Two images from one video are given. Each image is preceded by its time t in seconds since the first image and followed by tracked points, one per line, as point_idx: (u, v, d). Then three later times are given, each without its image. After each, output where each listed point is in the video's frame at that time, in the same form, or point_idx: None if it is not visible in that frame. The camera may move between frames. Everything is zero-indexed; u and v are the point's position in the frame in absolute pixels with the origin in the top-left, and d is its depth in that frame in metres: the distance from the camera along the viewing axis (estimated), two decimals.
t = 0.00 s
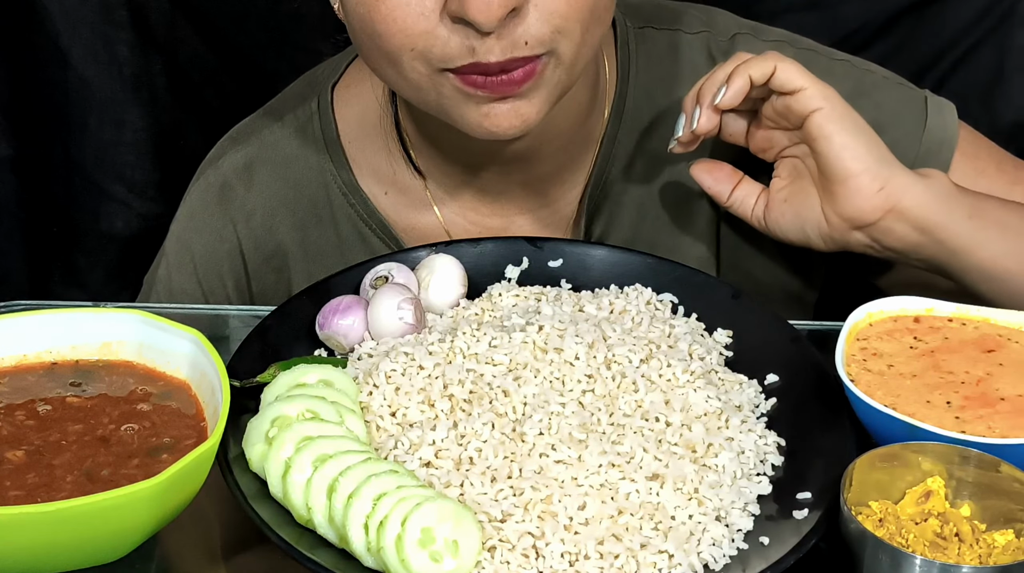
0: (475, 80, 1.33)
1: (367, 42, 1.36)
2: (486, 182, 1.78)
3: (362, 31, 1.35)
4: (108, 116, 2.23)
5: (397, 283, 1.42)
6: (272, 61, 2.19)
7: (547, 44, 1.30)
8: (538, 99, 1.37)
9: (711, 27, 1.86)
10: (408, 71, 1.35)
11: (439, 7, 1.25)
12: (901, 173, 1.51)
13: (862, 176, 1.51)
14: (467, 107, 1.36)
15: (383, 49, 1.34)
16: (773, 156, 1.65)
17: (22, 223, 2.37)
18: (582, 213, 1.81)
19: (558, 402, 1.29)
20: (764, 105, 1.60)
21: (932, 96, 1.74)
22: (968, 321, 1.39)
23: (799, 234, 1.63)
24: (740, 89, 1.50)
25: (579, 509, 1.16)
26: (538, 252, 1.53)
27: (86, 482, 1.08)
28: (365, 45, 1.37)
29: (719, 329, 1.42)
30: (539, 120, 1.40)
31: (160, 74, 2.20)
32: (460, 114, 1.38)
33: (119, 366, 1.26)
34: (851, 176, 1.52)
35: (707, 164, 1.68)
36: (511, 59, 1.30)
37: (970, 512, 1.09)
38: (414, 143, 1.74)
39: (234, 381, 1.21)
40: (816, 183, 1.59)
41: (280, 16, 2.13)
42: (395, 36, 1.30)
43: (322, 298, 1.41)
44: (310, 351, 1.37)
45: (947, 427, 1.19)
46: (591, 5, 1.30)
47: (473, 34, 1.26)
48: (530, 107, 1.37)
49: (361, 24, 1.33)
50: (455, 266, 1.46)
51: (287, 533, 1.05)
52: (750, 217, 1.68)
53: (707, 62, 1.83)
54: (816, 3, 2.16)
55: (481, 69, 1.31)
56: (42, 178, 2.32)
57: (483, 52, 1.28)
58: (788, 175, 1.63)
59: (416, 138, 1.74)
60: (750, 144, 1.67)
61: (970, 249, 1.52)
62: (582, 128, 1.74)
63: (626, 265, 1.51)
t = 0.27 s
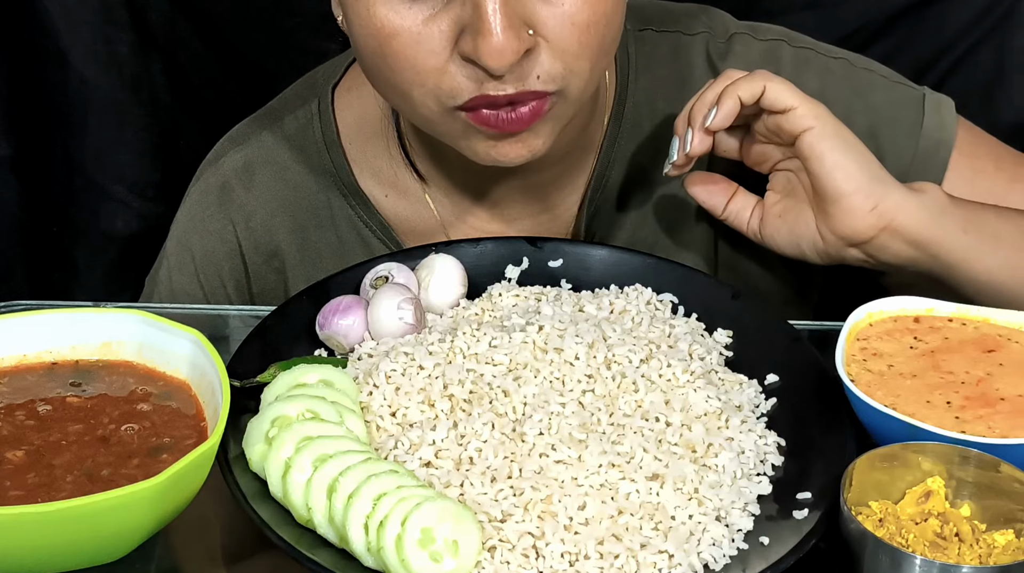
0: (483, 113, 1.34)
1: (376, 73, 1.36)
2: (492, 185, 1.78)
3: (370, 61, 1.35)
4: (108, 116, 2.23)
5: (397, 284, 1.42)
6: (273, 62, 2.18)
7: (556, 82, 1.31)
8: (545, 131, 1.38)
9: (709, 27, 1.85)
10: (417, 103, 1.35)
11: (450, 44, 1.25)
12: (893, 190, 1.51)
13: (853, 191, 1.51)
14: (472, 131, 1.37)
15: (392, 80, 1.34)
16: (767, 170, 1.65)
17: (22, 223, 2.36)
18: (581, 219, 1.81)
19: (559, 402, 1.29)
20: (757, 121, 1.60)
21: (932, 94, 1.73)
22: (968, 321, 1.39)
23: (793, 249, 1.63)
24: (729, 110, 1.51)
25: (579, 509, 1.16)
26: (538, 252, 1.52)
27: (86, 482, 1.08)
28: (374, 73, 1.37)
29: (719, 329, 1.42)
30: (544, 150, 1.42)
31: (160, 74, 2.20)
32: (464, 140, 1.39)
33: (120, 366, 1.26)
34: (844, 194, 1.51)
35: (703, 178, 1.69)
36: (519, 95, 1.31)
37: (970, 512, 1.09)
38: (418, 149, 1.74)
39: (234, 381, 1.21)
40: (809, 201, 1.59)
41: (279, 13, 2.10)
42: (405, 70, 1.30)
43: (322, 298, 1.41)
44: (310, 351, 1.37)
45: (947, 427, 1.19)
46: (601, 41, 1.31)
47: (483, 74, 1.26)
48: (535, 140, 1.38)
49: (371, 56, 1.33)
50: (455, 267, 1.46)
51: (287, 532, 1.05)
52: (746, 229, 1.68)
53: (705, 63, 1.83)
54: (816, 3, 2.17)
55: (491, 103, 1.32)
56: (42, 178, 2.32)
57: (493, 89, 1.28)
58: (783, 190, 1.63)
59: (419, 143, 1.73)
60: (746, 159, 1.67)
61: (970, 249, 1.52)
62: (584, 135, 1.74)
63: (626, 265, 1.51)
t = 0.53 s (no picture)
0: (488, 121, 1.35)
1: (379, 76, 1.36)
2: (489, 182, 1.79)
3: (374, 64, 1.34)
4: (109, 116, 2.23)
5: (397, 284, 1.42)
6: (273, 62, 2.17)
7: (560, 85, 1.32)
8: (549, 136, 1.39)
9: (701, 13, 1.84)
10: (422, 106, 1.36)
11: (456, 50, 1.25)
12: (949, 136, 1.44)
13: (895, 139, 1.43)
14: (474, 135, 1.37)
15: (396, 84, 1.34)
16: (796, 125, 1.54)
17: (22, 223, 2.36)
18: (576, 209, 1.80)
19: (559, 402, 1.29)
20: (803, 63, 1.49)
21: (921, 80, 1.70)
22: (968, 321, 1.39)
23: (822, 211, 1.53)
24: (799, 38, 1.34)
25: (579, 509, 1.16)
26: (538, 252, 1.52)
27: (86, 482, 1.08)
28: (377, 76, 1.37)
29: (719, 329, 1.42)
30: (548, 155, 1.43)
31: (160, 74, 2.21)
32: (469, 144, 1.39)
33: (120, 366, 1.26)
34: (873, 147, 1.45)
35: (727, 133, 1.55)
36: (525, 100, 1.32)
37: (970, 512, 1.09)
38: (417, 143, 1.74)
39: (234, 381, 1.21)
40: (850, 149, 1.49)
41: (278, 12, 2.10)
42: (409, 74, 1.30)
43: (323, 298, 1.41)
44: (310, 351, 1.37)
45: (947, 427, 1.19)
46: (601, 44, 1.31)
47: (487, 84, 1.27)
48: (541, 145, 1.39)
49: (375, 60, 1.33)
50: (455, 266, 1.46)
51: (286, 533, 1.05)
52: (769, 186, 1.55)
53: (696, 50, 1.83)
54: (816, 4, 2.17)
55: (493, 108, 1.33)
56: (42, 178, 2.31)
57: (499, 96, 1.29)
58: (815, 143, 1.52)
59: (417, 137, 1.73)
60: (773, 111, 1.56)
61: (970, 249, 1.52)
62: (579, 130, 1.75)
63: (626, 265, 1.51)
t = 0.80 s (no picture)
0: (445, 92, 1.38)
1: (336, 57, 1.37)
2: (474, 174, 1.81)
3: (331, 44, 1.35)
4: (109, 115, 2.23)
5: (397, 283, 1.42)
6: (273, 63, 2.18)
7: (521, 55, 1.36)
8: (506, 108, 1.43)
9: None
10: (376, 83, 1.37)
11: (417, 29, 1.27)
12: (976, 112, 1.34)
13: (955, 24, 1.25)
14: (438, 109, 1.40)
15: (354, 66, 1.35)
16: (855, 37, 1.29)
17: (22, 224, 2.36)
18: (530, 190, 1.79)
19: (559, 402, 1.29)
20: None
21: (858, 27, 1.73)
22: (968, 320, 1.39)
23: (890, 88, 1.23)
24: None
25: (579, 509, 1.16)
26: (538, 252, 1.52)
27: (86, 482, 1.08)
28: (333, 58, 1.38)
29: (719, 329, 1.42)
30: (505, 126, 1.47)
31: (160, 74, 2.21)
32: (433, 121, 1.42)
33: (119, 365, 1.26)
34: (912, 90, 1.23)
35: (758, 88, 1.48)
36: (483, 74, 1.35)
37: (970, 512, 1.09)
38: (386, 129, 1.76)
39: (234, 381, 1.21)
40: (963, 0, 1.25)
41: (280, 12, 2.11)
42: (367, 55, 1.31)
43: (323, 298, 1.41)
44: (310, 351, 1.37)
45: (947, 427, 1.19)
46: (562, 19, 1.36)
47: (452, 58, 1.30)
48: (499, 116, 1.43)
49: (334, 41, 1.34)
50: (455, 266, 1.46)
51: (287, 533, 1.05)
52: None
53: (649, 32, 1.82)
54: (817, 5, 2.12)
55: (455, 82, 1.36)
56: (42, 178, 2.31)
57: (461, 70, 1.32)
58: None
59: (385, 124, 1.76)
60: None
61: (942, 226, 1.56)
62: (535, 115, 1.77)
63: (626, 264, 1.51)
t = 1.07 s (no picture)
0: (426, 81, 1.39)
1: (319, 44, 1.37)
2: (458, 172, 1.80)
3: (314, 32, 1.35)
4: (108, 115, 2.23)
5: (397, 283, 1.42)
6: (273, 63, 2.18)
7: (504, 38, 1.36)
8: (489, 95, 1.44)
9: None
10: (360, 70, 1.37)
11: (401, 13, 1.27)
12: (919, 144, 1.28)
13: None
14: (424, 99, 1.40)
15: (338, 53, 1.35)
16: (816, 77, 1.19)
17: (22, 223, 2.36)
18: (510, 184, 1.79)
19: (558, 402, 1.29)
20: None
21: None
22: (968, 321, 1.39)
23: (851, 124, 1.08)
24: None
25: (579, 509, 1.16)
26: (538, 252, 1.52)
27: (86, 482, 1.08)
28: (316, 44, 1.38)
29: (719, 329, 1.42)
30: (489, 117, 1.47)
31: (160, 74, 2.19)
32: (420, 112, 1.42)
33: (119, 366, 1.26)
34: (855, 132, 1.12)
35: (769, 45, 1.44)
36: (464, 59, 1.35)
37: (971, 512, 1.09)
38: (366, 129, 1.76)
39: (234, 381, 1.21)
40: None
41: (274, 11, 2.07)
42: (349, 42, 1.31)
43: (323, 298, 1.41)
44: (310, 351, 1.37)
45: (947, 427, 1.19)
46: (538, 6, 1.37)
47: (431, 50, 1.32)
48: (484, 111, 1.44)
49: (317, 28, 1.34)
50: (455, 266, 1.46)
51: (287, 533, 1.04)
52: None
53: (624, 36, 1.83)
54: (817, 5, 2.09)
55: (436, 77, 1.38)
56: (42, 178, 2.31)
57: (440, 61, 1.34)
58: None
59: (365, 123, 1.76)
60: None
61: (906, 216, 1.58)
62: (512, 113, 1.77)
63: (626, 264, 1.51)
